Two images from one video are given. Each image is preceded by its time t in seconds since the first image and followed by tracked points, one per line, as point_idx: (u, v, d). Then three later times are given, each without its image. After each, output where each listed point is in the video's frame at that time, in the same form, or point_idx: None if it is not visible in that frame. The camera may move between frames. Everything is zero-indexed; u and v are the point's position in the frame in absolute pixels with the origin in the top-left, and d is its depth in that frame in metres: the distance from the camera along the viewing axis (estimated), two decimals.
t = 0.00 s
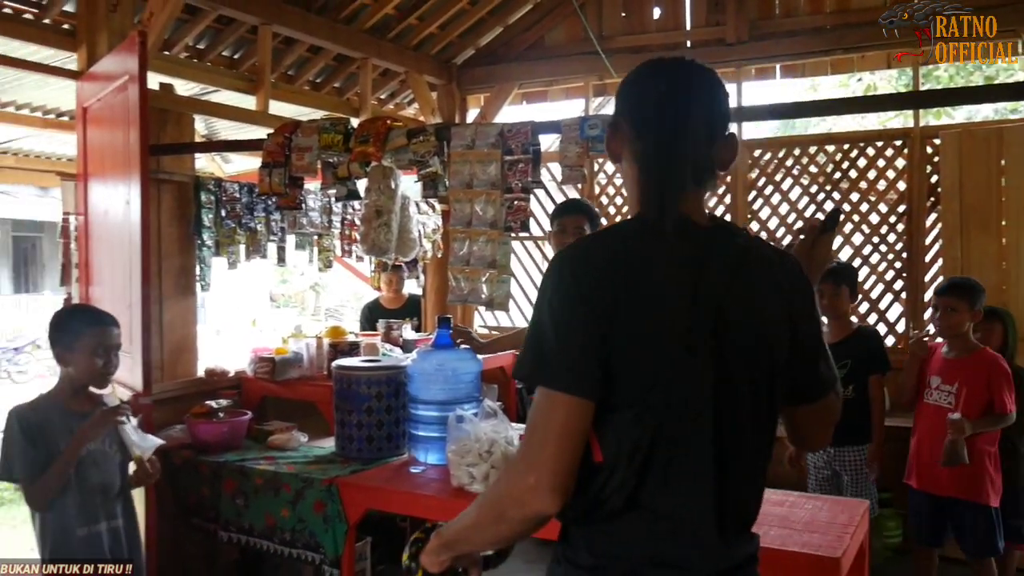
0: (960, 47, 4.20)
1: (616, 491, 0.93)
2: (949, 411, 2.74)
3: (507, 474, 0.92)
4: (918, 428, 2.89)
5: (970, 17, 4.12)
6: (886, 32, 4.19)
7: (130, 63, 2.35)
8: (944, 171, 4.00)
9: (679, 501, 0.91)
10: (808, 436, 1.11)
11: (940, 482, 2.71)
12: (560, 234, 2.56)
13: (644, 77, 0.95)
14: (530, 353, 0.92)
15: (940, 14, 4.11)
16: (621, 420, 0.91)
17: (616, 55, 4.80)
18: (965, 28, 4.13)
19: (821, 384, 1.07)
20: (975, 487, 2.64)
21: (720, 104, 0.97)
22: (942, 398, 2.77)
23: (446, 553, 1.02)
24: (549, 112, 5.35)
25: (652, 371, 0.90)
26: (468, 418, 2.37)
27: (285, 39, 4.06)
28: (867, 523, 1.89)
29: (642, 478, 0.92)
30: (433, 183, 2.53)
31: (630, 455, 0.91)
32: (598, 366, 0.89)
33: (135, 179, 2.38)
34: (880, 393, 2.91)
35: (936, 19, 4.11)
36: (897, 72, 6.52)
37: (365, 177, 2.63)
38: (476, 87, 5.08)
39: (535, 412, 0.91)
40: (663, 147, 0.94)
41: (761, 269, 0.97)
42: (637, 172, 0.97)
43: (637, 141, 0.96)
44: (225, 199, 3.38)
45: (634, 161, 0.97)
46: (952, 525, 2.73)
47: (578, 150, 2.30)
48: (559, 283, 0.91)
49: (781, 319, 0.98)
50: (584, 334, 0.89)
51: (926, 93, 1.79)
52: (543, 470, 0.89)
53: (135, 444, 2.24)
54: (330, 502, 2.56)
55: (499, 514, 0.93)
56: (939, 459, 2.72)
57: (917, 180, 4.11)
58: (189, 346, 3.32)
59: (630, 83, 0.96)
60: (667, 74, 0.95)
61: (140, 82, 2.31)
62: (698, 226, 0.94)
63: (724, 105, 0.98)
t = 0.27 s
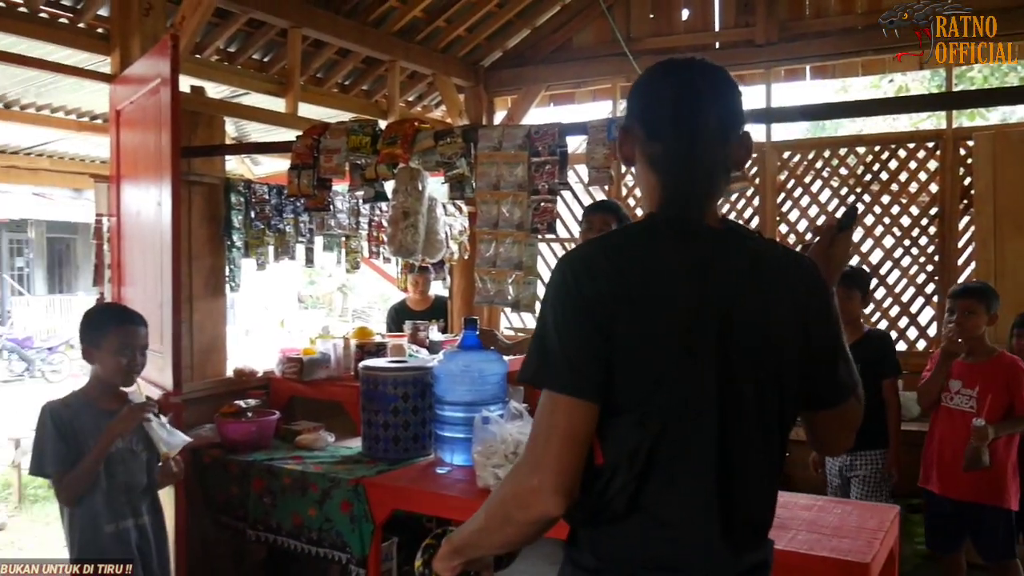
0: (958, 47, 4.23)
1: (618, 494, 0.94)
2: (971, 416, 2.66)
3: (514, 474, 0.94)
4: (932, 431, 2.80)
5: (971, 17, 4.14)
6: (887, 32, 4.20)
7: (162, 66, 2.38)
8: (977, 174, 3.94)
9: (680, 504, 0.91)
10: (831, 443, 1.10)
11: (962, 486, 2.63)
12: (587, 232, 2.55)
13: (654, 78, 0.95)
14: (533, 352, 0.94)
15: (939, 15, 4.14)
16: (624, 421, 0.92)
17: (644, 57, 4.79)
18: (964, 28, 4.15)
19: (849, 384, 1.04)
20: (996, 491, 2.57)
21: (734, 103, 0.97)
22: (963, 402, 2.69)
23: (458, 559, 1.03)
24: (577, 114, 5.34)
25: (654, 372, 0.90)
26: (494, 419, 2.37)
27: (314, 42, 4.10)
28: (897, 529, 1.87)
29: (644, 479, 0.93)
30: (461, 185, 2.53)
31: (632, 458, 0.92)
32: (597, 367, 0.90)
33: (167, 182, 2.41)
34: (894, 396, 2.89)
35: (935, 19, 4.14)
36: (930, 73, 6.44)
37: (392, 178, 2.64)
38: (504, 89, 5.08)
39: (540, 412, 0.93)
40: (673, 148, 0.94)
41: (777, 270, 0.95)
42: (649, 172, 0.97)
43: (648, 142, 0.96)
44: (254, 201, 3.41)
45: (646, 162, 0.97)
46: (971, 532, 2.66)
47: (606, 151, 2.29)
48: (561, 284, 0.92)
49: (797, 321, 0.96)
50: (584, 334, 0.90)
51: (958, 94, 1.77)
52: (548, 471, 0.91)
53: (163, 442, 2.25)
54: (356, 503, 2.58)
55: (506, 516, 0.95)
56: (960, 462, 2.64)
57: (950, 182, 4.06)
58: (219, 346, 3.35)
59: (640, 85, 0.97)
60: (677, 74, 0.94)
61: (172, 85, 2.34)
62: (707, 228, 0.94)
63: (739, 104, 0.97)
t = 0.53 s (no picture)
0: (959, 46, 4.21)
1: (638, 493, 0.94)
2: (999, 417, 2.62)
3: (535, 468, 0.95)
4: (958, 434, 2.77)
5: (970, 16, 4.12)
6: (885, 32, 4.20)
7: (189, 69, 2.41)
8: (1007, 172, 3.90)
9: (701, 504, 0.91)
10: (861, 456, 1.08)
11: (988, 489, 2.59)
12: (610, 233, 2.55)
13: (681, 84, 0.95)
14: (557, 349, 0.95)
15: (939, 15, 4.10)
16: (646, 420, 0.92)
17: (668, 56, 4.76)
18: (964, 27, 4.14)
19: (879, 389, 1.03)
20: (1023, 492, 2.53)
21: (762, 110, 0.96)
22: (991, 404, 2.65)
23: (478, 555, 1.03)
24: (601, 114, 5.33)
25: (676, 372, 0.90)
26: (517, 419, 2.37)
27: (339, 44, 4.12)
28: (924, 532, 1.85)
29: (665, 478, 0.93)
30: (484, 185, 2.53)
31: (652, 456, 0.92)
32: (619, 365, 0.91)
33: (194, 183, 2.43)
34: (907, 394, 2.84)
35: (935, 19, 4.10)
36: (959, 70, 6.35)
37: (416, 179, 2.65)
38: (527, 89, 5.08)
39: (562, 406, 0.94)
40: (695, 152, 0.94)
41: (805, 272, 0.94)
42: (673, 176, 0.97)
43: (671, 146, 0.96)
44: (280, 202, 3.43)
45: (671, 166, 0.97)
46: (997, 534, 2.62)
47: (629, 151, 2.29)
48: (585, 282, 0.93)
49: (828, 325, 0.94)
50: (607, 333, 0.90)
51: (988, 91, 1.74)
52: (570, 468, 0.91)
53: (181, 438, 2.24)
54: (380, 502, 2.59)
55: (527, 511, 0.95)
56: (987, 464, 2.61)
57: (979, 181, 4.01)
58: (244, 346, 3.38)
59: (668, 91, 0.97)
60: (705, 81, 0.95)
61: (198, 87, 2.36)
62: (734, 227, 0.93)
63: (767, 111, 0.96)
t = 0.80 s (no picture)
0: (959, 47, 4.19)
1: (668, 489, 0.94)
2: None
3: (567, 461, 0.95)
4: (993, 435, 2.72)
5: (970, 16, 4.10)
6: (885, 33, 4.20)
7: (218, 70, 2.43)
8: None
9: (732, 501, 0.91)
10: (894, 460, 1.07)
11: None
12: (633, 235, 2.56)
13: (736, 80, 0.93)
14: (590, 342, 0.95)
15: (939, 14, 4.10)
16: (678, 416, 0.92)
17: (694, 54, 4.74)
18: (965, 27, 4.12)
19: (913, 401, 1.02)
20: None
21: (813, 109, 0.95)
22: None
23: (510, 548, 1.03)
24: (626, 112, 5.31)
25: (709, 368, 0.90)
26: (543, 419, 2.38)
27: (365, 44, 4.14)
28: (955, 533, 1.83)
29: (695, 476, 0.93)
30: (510, 185, 2.54)
31: (684, 452, 0.92)
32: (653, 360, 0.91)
33: (223, 184, 2.46)
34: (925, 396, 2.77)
35: (935, 19, 4.09)
36: (990, 66, 6.27)
37: (442, 178, 2.66)
38: (552, 88, 5.08)
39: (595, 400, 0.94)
40: (752, 149, 0.92)
41: (841, 273, 0.93)
42: (723, 173, 0.95)
43: (724, 142, 0.93)
44: (306, 202, 3.45)
45: (720, 163, 0.95)
46: None
47: (655, 150, 2.28)
48: (621, 276, 0.93)
49: (867, 326, 0.93)
50: (641, 328, 0.90)
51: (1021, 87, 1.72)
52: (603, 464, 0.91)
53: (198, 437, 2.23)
54: (406, 500, 2.60)
55: (558, 505, 0.95)
56: None
57: (1011, 178, 3.95)
58: (272, 345, 3.41)
59: (720, 85, 0.95)
60: (761, 77, 0.93)
61: (227, 89, 2.38)
62: (770, 225, 0.93)
63: (817, 111, 0.95)
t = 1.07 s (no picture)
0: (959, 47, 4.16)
1: (672, 490, 0.94)
2: None
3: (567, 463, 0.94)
4: (994, 436, 2.72)
5: (971, 16, 4.08)
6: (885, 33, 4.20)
7: (218, 70, 2.43)
8: None
9: (736, 502, 0.91)
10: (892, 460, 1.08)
11: None
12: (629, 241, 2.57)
13: (738, 79, 0.94)
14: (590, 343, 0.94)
15: (939, 14, 4.08)
16: (683, 416, 0.91)
17: (693, 55, 4.74)
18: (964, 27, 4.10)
19: (913, 401, 1.02)
20: None
21: (816, 109, 0.95)
22: None
23: (508, 534, 1.04)
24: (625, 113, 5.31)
25: (713, 368, 0.89)
26: (540, 419, 2.37)
27: (365, 44, 4.14)
28: (951, 534, 1.83)
29: (698, 478, 0.92)
30: (508, 185, 2.53)
31: (688, 453, 0.91)
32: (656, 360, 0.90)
33: (221, 183, 2.45)
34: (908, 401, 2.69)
35: (934, 19, 4.08)
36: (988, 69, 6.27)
37: (441, 179, 2.66)
38: (552, 89, 5.08)
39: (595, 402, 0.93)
40: (757, 147, 0.92)
41: (842, 274, 0.93)
42: (726, 171, 0.95)
43: (727, 141, 0.93)
44: (305, 202, 3.46)
45: (723, 161, 0.95)
46: None
47: (654, 151, 2.29)
48: (623, 276, 0.93)
49: (869, 326, 0.94)
50: (644, 329, 0.90)
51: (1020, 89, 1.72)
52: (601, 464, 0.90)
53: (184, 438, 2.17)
54: (403, 500, 2.60)
55: (555, 501, 0.95)
56: None
57: (1010, 181, 3.95)
58: (270, 345, 3.41)
59: (722, 83, 0.95)
60: (763, 76, 0.94)
61: (226, 88, 2.38)
62: (774, 225, 0.93)
63: (820, 111, 0.96)
